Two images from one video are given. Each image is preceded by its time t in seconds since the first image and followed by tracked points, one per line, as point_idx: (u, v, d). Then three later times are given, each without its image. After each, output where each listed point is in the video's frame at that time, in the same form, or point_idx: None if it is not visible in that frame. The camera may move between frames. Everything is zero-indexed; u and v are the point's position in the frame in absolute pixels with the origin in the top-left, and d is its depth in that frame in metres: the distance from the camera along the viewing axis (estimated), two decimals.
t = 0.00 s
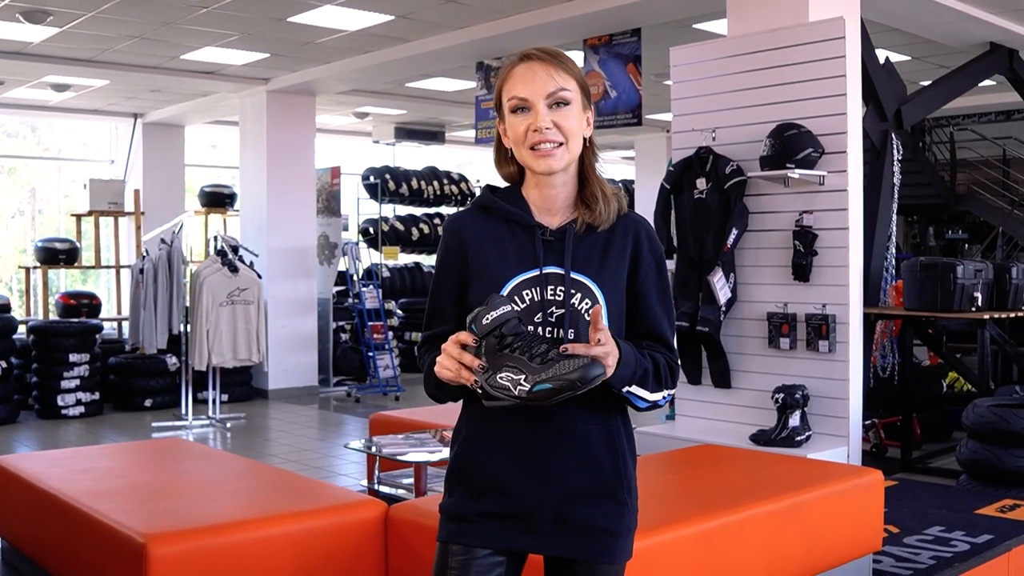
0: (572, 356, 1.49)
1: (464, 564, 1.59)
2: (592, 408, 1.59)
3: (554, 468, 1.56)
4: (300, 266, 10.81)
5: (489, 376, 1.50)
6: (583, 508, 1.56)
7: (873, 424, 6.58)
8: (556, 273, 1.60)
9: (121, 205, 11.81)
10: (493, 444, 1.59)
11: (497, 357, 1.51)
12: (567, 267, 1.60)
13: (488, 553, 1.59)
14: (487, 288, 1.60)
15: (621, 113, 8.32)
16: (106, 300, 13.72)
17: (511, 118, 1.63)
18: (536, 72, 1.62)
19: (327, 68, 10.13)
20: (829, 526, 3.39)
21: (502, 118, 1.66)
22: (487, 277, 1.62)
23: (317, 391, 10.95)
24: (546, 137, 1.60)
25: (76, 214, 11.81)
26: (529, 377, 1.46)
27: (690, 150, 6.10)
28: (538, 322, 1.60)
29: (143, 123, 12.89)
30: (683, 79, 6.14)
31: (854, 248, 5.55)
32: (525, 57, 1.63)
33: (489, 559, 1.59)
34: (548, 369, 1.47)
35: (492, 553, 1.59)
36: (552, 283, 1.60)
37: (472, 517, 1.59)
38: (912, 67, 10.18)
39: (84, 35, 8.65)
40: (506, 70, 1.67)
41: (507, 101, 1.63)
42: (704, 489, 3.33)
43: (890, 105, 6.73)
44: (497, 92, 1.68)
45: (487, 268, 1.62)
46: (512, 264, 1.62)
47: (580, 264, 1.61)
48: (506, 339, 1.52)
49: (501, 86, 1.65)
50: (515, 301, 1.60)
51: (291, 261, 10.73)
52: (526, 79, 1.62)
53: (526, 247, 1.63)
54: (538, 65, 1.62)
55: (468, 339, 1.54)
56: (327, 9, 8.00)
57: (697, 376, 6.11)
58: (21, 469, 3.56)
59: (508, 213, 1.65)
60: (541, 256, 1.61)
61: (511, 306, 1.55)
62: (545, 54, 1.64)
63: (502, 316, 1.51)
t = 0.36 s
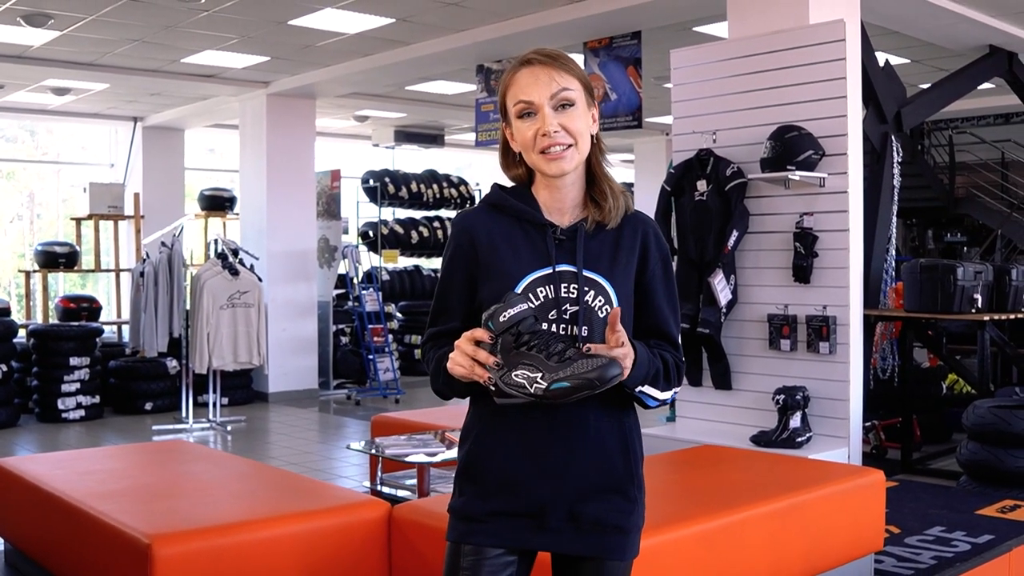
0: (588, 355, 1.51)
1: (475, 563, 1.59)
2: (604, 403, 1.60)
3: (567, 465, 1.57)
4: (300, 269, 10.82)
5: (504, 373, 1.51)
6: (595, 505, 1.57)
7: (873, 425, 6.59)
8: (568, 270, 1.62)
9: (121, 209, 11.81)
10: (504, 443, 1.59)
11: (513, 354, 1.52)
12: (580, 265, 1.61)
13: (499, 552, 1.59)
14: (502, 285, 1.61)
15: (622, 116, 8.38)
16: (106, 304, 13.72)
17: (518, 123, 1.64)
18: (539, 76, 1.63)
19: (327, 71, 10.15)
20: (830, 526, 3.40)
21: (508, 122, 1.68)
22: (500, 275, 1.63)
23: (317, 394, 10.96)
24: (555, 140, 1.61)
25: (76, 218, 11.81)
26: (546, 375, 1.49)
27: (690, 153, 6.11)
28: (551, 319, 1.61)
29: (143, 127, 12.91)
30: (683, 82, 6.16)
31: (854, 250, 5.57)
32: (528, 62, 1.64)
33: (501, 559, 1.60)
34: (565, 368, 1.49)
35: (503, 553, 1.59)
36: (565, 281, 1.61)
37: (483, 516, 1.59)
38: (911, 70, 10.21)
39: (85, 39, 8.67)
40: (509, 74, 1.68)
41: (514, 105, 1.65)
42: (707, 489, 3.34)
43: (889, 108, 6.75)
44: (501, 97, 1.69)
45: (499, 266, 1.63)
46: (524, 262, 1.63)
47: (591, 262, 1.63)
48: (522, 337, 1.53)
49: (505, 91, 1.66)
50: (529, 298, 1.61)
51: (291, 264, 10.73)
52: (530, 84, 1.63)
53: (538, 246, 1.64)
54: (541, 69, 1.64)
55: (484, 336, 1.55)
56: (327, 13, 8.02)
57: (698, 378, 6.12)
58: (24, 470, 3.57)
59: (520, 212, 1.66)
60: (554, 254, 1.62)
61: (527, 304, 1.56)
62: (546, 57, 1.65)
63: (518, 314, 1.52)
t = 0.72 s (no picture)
0: (595, 358, 1.51)
1: (475, 559, 1.59)
2: (606, 399, 1.61)
3: (568, 461, 1.58)
4: (297, 268, 10.81)
5: (511, 372, 1.51)
6: (596, 501, 1.58)
7: (868, 427, 6.61)
8: (571, 270, 1.63)
9: (117, 207, 11.79)
10: (505, 438, 1.60)
11: (520, 355, 1.52)
12: (583, 265, 1.62)
13: (499, 548, 1.59)
14: (505, 284, 1.61)
15: (619, 116, 8.33)
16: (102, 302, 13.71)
17: (518, 125, 1.65)
18: (539, 78, 1.63)
19: (325, 70, 10.14)
20: (826, 525, 3.41)
21: (509, 124, 1.68)
22: (503, 273, 1.63)
23: (312, 393, 10.95)
24: (554, 143, 1.62)
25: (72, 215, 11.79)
26: (553, 377, 1.48)
27: (687, 154, 6.13)
28: (555, 319, 1.61)
29: (140, 124, 12.90)
30: (681, 83, 6.17)
31: (850, 252, 5.58)
32: (527, 65, 1.64)
33: (501, 555, 1.60)
34: (572, 369, 1.49)
35: (504, 548, 1.60)
36: (568, 281, 1.62)
37: (485, 512, 1.59)
38: (908, 73, 10.23)
39: (83, 36, 8.66)
40: (510, 76, 1.69)
41: (514, 107, 1.65)
42: (703, 488, 3.35)
43: (886, 110, 6.76)
44: (502, 98, 1.70)
45: (502, 264, 1.63)
46: (527, 260, 1.63)
47: (594, 262, 1.64)
48: (529, 338, 1.53)
49: (506, 93, 1.67)
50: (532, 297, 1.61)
51: (287, 263, 10.72)
52: (530, 87, 1.63)
53: (541, 244, 1.65)
54: (541, 72, 1.64)
55: (490, 336, 1.55)
56: (326, 11, 8.01)
57: (693, 378, 6.13)
58: (22, 466, 3.58)
59: (523, 210, 1.67)
60: (557, 253, 1.63)
61: (532, 304, 1.57)
62: (546, 59, 1.65)
63: (524, 315, 1.54)
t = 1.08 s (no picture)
0: (594, 362, 1.52)
1: (472, 555, 1.60)
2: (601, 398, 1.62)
3: (564, 458, 1.58)
4: (292, 268, 10.80)
5: (512, 377, 1.51)
6: (592, 498, 1.59)
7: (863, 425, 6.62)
8: (566, 273, 1.64)
9: (111, 207, 11.76)
10: (502, 437, 1.61)
11: (520, 359, 1.52)
12: (577, 268, 1.63)
13: (495, 544, 1.60)
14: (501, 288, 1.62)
15: (613, 115, 8.39)
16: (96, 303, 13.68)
17: (511, 125, 1.66)
18: (534, 79, 1.64)
19: (319, 70, 10.13)
20: (822, 522, 3.43)
21: (504, 124, 1.69)
22: (498, 277, 1.64)
23: (308, 393, 10.94)
24: (546, 144, 1.63)
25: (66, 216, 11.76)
26: (554, 382, 1.49)
27: (681, 153, 6.14)
28: (550, 321, 1.62)
29: (134, 124, 12.88)
30: (675, 82, 6.18)
31: (845, 250, 5.60)
32: (523, 65, 1.65)
33: (497, 551, 1.60)
34: (573, 373, 1.50)
35: (500, 544, 1.60)
36: (562, 284, 1.63)
37: (481, 508, 1.60)
38: (901, 71, 10.26)
39: (77, 36, 8.65)
40: (507, 76, 1.70)
41: (509, 108, 1.66)
42: (699, 486, 3.36)
43: (879, 108, 6.78)
44: (498, 99, 1.71)
45: (498, 266, 1.64)
46: (522, 262, 1.64)
47: (588, 265, 1.65)
48: (529, 342, 1.53)
49: (502, 93, 1.68)
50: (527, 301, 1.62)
51: (282, 263, 10.72)
52: (525, 87, 1.64)
53: (535, 245, 1.65)
54: (536, 73, 1.65)
55: (490, 341, 1.55)
56: (320, 11, 8.01)
57: (688, 377, 6.15)
58: (17, 467, 3.57)
59: (518, 213, 1.67)
60: (551, 255, 1.64)
61: (532, 310, 1.57)
62: (542, 61, 1.66)
63: (523, 320, 1.53)
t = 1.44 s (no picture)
0: (587, 348, 1.52)
1: (472, 553, 1.60)
2: (598, 392, 1.62)
3: (562, 454, 1.59)
4: (288, 268, 10.80)
5: (504, 367, 1.51)
6: (590, 494, 1.59)
7: (859, 424, 6.64)
8: (560, 266, 1.64)
9: (108, 209, 11.75)
10: (500, 433, 1.61)
11: (513, 348, 1.53)
12: (571, 261, 1.64)
13: (494, 541, 1.60)
14: (495, 282, 1.63)
15: (609, 115, 8.34)
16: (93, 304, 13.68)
17: (506, 123, 1.66)
18: (530, 78, 1.65)
19: (314, 70, 10.13)
20: (819, 519, 3.43)
21: (498, 121, 1.69)
22: (493, 273, 1.64)
23: (304, 394, 10.95)
24: (541, 143, 1.63)
25: (62, 217, 11.75)
26: (546, 369, 1.49)
27: (677, 152, 6.14)
28: (544, 314, 1.63)
29: (130, 126, 12.87)
30: (670, 82, 6.19)
31: (841, 248, 5.61)
32: (519, 64, 1.65)
33: (497, 548, 1.60)
34: (565, 360, 1.50)
35: (499, 542, 1.61)
36: (557, 277, 1.64)
37: (480, 506, 1.60)
38: (897, 70, 10.28)
39: (72, 38, 8.64)
40: (502, 74, 1.70)
41: (504, 105, 1.66)
42: (696, 484, 3.37)
43: (874, 107, 6.80)
44: (493, 97, 1.70)
45: (492, 262, 1.65)
46: (517, 257, 1.65)
47: (582, 258, 1.66)
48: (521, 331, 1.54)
49: (497, 91, 1.68)
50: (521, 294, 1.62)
51: (278, 264, 10.71)
52: (520, 86, 1.65)
53: (529, 241, 1.66)
54: (531, 72, 1.65)
55: (481, 332, 1.55)
56: (316, 12, 8.01)
57: (685, 376, 6.14)
58: (15, 468, 3.57)
59: (511, 211, 1.68)
60: (545, 250, 1.64)
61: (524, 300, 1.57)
62: (537, 59, 1.66)
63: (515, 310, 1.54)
